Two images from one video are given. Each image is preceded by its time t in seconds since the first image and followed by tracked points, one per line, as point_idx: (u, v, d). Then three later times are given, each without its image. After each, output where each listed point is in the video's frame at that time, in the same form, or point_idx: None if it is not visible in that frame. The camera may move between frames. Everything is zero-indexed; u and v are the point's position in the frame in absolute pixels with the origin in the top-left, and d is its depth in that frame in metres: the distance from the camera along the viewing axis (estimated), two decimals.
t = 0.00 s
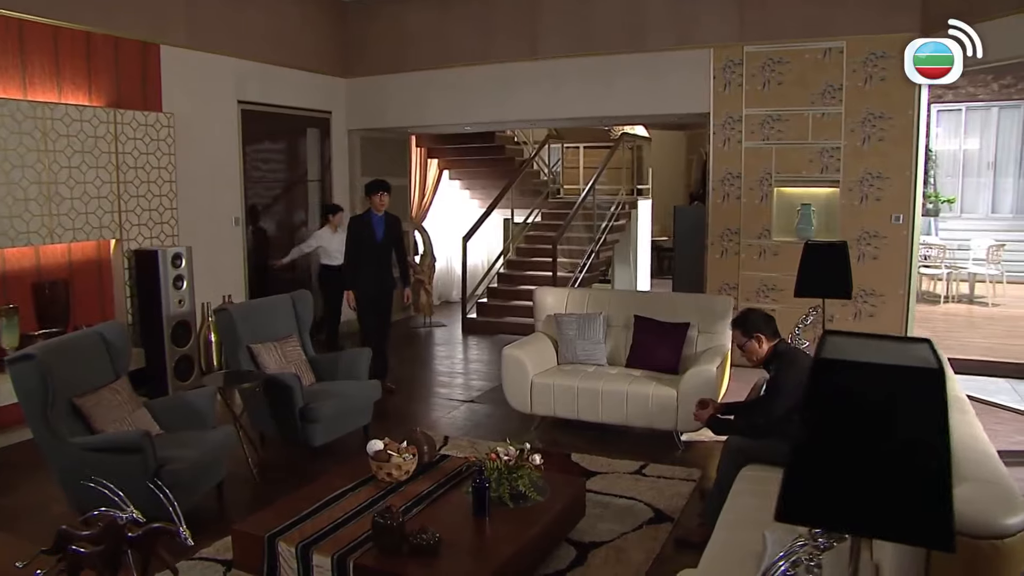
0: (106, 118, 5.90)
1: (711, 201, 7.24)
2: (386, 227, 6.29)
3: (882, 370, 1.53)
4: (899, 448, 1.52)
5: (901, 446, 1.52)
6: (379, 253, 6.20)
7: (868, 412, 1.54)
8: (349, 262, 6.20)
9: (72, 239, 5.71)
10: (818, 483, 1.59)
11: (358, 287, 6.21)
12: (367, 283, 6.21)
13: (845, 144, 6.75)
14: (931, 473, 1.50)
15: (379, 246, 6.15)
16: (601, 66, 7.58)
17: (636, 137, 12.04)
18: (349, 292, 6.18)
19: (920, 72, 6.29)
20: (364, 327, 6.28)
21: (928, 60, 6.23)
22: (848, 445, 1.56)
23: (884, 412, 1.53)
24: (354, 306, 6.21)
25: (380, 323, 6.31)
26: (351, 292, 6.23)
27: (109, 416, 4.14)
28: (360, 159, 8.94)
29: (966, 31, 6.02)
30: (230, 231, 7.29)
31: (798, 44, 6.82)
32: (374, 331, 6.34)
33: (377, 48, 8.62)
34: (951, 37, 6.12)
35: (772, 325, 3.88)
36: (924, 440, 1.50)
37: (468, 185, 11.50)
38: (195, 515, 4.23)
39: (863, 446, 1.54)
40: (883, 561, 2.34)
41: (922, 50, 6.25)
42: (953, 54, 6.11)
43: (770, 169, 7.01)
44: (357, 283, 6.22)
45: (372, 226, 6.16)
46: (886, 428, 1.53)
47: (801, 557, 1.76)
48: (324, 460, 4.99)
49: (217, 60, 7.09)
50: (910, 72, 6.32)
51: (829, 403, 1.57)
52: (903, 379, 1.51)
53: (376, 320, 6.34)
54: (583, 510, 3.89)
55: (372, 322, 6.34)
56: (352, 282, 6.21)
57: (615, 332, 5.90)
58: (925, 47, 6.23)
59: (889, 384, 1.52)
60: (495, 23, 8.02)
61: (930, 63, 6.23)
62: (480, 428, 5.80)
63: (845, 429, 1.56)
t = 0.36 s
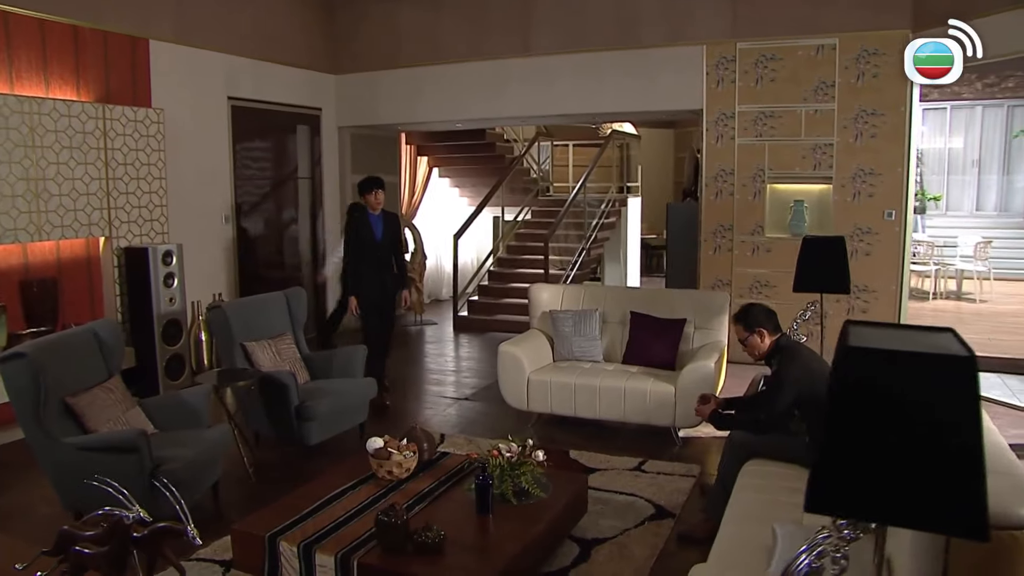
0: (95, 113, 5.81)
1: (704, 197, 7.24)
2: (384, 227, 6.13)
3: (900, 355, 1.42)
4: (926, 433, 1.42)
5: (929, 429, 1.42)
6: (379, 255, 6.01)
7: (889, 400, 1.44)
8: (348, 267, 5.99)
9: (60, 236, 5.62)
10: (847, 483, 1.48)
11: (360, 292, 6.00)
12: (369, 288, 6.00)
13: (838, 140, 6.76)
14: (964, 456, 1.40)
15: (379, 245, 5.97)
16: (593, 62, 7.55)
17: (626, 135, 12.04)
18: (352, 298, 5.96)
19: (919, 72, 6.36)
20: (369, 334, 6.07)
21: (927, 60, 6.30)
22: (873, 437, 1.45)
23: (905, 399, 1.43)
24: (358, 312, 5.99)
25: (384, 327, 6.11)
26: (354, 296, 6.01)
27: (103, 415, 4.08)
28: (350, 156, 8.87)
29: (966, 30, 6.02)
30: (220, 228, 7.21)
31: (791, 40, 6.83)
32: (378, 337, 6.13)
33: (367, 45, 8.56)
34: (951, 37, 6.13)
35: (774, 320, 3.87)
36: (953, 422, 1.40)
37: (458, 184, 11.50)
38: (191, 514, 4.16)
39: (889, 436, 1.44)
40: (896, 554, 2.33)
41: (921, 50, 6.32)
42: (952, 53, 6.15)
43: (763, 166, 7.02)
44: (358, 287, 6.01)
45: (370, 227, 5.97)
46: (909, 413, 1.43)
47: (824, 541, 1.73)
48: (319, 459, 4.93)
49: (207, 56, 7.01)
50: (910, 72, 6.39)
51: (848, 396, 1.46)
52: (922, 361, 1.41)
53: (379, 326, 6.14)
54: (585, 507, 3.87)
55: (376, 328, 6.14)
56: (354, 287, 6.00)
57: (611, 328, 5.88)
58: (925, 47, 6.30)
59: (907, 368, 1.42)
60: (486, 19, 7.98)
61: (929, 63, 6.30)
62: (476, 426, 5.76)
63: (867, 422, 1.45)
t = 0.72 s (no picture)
0: (84, 108, 5.73)
1: (697, 194, 7.25)
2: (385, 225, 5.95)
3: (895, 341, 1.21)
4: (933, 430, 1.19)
5: (936, 424, 1.19)
6: (380, 252, 5.85)
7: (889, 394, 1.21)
8: (349, 264, 5.85)
9: (49, 233, 5.53)
10: (857, 495, 1.25)
11: (361, 291, 5.85)
12: (371, 286, 5.86)
13: (831, 137, 6.79)
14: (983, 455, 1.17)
15: (379, 242, 5.81)
16: (586, 58, 7.53)
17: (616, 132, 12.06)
18: (353, 296, 5.82)
19: (919, 71, 6.29)
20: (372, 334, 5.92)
21: (928, 60, 6.21)
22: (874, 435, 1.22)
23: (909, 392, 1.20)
24: (359, 311, 5.80)
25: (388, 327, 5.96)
26: (356, 296, 5.83)
27: (97, 414, 4.02)
28: (341, 153, 8.80)
29: (966, 30, 5.96)
30: (210, 225, 7.14)
31: (784, 37, 6.84)
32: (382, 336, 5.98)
33: (358, 41, 8.50)
34: (951, 37, 6.06)
35: (775, 315, 3.86)
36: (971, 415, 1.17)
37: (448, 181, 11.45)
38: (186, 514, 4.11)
39: (890, 436, 1.21)
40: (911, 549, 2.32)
41: (922, 50, 6.23)
42: (953, 54, 6.07)
43: (756, 162, 7.03)
44: (360, 285, 5.87)
45: (371, 224, 5.81)
46: (913, 406, 1.20)
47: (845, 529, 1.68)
48: (315, 458, 4.87)
49: (197, 51, 6.93)
50: (910, 72, 6.34)
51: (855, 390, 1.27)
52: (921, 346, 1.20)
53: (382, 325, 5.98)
54: (587, 503, 3.84)
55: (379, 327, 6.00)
56: (355, 285, 5.85)
57: (607, 325, 5.87)
58: (925, 47, 6.22)
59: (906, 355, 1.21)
60: (478, 16, 7.94)
61: (929, 63, 6.22)
62: (472, 423, 5.73)
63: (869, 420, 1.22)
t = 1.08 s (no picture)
0: (75, 103, 5.66)
1: (692, 190, 7.25)
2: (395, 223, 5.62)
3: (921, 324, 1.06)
4: (963, 421, 1.03)
5: (968, 412, 1.04)
6: (389, 252, 5.53)
7: (912, 384, 1.05)
8: (356, 262, 5.55)
9: (39, 231, 5.45)
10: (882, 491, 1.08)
11: (366, 291, 5.54)
12: (377, 287, 5.55)
13: (825, 133, 6.81)
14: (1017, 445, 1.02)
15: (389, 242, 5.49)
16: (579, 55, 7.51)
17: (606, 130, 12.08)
18: (357, 296, 5.53)
19: (920, 72, 6.40)
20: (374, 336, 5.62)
21: (928, 60, 6.30)
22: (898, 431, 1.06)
23: (934, 380, 1.05)
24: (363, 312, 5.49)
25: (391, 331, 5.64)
26: (360, 296, 5.51)
27: (92, 412, 3.96)
28: (332, 151, 8.73)
29: (966, 30, 5.98)
30: (201, 223, 7.06)
31: (778, 34, 6.85)
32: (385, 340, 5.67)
33: (350, 37, 8.45)
34: (951, 37, 6.10)
35: (777, 308, 3.86)
36: (1003, 399, 1.02)
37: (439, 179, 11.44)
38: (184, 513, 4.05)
39: (915, 430, 1.05)
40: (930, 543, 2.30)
41: (922, 50, 6.32)
42: (953, 54, 6.12)
43: (750, 159, 7.05)
44: (365, 285, 5.56)
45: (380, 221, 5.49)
46: (939, 396, 1.04)
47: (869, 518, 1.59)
48: (312, 456, 4.83)
49: (187, 46, 6.86)
50: (910, 72, 6.43)
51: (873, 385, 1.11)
52: (940, 327, 1.05)
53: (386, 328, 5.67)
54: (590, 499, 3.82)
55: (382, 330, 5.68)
56: (360, 284, 5.55)
57: (604, 321, 5.85)
58: (925, 47, 6.29)
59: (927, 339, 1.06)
60: (470, 12, 7.90)
61: (930, 63, 6.31)
62: (468, 420, 5.70)
63: (892, 417, 1.06)
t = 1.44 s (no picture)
0: (63, 98, 5.59)
1: (684, 188, 7.25)
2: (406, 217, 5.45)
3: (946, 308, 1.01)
4: (969, 416, 0.98)
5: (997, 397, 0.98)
6: (398, 248, 5.36)
7: (928, 378, 1.00)
8: (363, 257, 5.37)
9: (26, 227, 5.36)
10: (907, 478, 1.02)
11: (373, 286, 5.36)
12: (384, 282, 5.36)
13: (816, 131, 6.83)
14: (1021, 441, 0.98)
15: (400, 238, 5.32)
16: (572, 53, 7.50)
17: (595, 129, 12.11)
18: (364, 291, 5.35)
19: (919, 72, 6.06)
20: (379, 335, 5.41)
21: (928, 60, 6.01)
22: (911, 428, 1.01)
23: (956, 367, 1.00)
24: (370, 308, 5.35)
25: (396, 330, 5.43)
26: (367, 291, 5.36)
27: (85, 411, 3.89)
28: (322, 148, 8.67)
29: (966, 30, 5.89)
30: (190, 220, 6.99)
31: (770, 32, 6.87)
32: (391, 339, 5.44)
33: (340, 34, 8.39)
34: (951, 37, 5.93)
35: (776, 303, 3.87)
36: (1019, 388, 0.98)
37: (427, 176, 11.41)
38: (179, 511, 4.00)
39: (928, 427, 1.00)
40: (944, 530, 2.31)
41: (922, 50, 6.02)
42: (952, 53, 5.91)
43: (742, 156, 7.07)
44: (372, 281, 5.37)
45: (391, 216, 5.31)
46: (948, 389, 1.00)
47: (893, 507, 1.49)
48: (308, 455, 4.78)
49: (176, 42, 6.78)
50: (910, 73, 6.09)
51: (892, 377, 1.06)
52: (949, 317, 1.00)
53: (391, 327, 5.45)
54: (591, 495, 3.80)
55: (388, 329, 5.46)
56: (367, 279, 5.36)
57: (598, 318, 5.84)
58: (925, 47, 6.01)
59: (940, 331, 1.01)
60: (462, 9, 7.86)
61: (929, 63, 6.02)
62: (463, 418, 5.66)
63: (907, 412, 1.01)
